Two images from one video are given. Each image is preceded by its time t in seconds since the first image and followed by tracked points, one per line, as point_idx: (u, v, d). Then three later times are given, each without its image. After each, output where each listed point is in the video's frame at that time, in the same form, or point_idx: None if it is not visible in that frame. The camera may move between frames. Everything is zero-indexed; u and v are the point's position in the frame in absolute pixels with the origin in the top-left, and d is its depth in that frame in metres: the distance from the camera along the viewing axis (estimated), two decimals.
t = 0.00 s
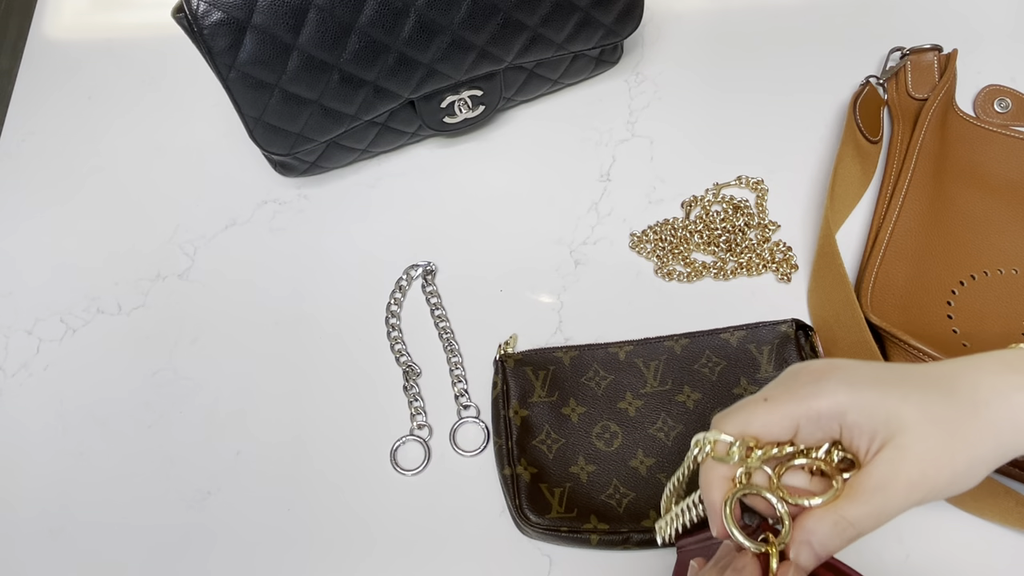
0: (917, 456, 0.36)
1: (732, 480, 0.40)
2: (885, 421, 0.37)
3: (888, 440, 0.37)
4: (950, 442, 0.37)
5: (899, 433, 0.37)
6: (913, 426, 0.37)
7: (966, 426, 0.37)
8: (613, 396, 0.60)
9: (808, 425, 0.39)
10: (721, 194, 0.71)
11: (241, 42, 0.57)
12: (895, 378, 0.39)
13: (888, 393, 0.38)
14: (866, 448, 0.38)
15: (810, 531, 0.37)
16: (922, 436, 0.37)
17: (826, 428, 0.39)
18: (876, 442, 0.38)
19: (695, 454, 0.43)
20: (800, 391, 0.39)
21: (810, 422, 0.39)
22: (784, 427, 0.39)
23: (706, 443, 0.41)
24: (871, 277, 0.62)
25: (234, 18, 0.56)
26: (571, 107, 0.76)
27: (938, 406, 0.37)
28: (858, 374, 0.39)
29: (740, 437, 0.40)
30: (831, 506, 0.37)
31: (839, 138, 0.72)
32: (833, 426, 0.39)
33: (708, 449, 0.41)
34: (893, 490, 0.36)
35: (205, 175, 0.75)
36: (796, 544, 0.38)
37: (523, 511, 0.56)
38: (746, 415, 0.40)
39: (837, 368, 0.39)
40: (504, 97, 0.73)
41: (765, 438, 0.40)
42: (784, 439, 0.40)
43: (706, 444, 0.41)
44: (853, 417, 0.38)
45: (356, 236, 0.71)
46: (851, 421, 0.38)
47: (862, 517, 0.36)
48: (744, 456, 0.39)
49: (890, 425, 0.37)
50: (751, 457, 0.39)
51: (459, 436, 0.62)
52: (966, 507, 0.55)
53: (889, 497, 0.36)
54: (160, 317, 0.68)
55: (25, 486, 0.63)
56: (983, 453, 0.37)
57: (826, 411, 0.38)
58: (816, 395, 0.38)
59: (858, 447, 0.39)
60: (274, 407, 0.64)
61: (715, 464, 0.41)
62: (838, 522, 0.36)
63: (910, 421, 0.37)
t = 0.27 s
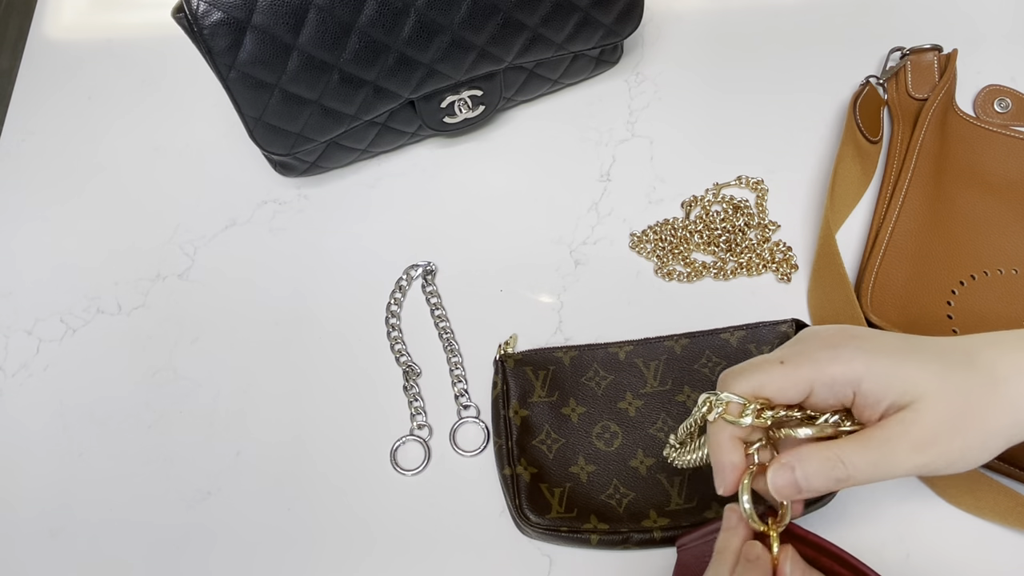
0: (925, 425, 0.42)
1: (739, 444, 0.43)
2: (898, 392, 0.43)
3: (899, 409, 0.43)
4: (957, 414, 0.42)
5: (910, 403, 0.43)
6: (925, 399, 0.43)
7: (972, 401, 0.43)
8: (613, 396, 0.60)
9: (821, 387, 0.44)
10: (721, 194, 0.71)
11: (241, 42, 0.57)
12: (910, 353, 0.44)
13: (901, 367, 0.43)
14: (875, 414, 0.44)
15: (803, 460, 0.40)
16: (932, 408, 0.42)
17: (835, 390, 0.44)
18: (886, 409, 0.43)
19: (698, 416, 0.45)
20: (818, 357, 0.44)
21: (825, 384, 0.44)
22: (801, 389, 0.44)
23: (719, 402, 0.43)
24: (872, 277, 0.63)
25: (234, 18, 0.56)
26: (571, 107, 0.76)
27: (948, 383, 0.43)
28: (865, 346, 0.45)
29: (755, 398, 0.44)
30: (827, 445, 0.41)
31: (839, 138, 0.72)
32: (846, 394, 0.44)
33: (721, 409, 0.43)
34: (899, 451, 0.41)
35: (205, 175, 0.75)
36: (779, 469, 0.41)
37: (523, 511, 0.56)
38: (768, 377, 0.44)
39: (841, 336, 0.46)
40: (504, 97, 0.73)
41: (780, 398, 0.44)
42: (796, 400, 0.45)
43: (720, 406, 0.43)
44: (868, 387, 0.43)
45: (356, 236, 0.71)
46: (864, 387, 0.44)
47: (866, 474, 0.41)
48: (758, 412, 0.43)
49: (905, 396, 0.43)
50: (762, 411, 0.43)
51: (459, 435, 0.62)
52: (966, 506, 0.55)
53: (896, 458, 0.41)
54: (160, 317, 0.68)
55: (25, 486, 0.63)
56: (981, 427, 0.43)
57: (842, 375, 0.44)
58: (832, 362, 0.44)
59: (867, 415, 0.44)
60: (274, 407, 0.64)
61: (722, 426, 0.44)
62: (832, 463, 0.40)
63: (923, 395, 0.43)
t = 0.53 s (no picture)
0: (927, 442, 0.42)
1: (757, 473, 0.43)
2: (904, 406, 0.42)
3: (904, 423, 0.42)
4: (960, 431, 0.42)
5: (915, 419, 0.42)
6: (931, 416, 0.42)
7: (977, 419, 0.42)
8: (613, 396, 0.60)
9: (837, 406, 0.42)
10: (721, 194, 0.71)
11: (241, 42, 0.57)
12: (921, 365, 0.44)
13: (912, 382, 0.42)
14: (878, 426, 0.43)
15: (798, 474, 0.42)
16: (937, 425, 0.42)
17: (846, 407, 0.43)
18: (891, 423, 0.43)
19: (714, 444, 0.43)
20: (834, 373, 0.42)
21: (839, 404, 0.42)
22: (818, 413, 0.42)
23: (743, 438, 0.42)
24: (871, 277, 0.63)
25: (234, 18, 0.56)
26: (571, 107, 0.76)
27: (955, 400, 0.42)
28: (878, 358, 0.43)
29: (776, 426, 0.41)
30: (824, 461, 0.42)
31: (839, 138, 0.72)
32: (858, 407, 0.43)
33: (748, 448, 0.41)
34: (896, 468, 0.41)
35: (205, 175, 0.75)
36: (774, 483, 0.42)
37: (523, 511, 0.56)
38: (789, 401, 0.41)
39: (857, 347, 0.44)
40: (504, 97, 0.73)
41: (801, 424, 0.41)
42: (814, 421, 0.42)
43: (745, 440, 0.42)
44: (879, 402, 0.42)
45: (355, 236, 0.71)
46: (874, 402, 0.42)
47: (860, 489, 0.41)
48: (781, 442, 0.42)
49: (910, 412, 0.42)
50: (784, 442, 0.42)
51: (459, 435, 0.62)
52: (966, 507, 0.55)
53: (894, 475, 0.41)
54: (160, 317, 0.68)
55: (25, 486, 0.63)
56: (982, 445, 0.42)
57: (853, 393, 0.42)
58: (847, 378, 0.42)
59: (871, 425, 0.43)
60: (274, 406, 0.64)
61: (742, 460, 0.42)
62: (828, 479, 0.41)
63: (929, 411, 0.42)
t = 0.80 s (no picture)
0: (949, 453, 0.41)
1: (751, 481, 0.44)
2: (918, 416, 0.42)
3: (921, 434, 0.42)
4: (982, 439, 0.41)
5: (932, 429, 0.42)
6: (949, 424, 0.41)
7: (997, 424, 0.41)
8: (613, 396, 0.60)
9: (840, 417, 0.43)
10: (721, 194, 0.71)
11: (241, 42, 0.57)
12: (931, 370, 0.43)
13: (922, 390, 0.42)
14: (894, 437, 0.43)
15: (835, 520, 0.41)
16: (955, 434, 0.41)
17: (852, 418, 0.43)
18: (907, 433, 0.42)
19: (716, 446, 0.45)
20: (838, 383, 0.43)
21: (842, 415, 0.43)
22: (819, 422, 0.43)
23: (738, 438, 0.43)
24: (871, 277, 0.63)
25: (234, 18, 0.56)
26: (571, 107, 0.76)
27: (971, 406, 0.42)
28: (884, 365, 0.44)
29: (772, 437, 0.43)
30: (855, 499, 0.41)
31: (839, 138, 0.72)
32: (867, 417, 0.43)
33: (739, 447, 0.43)
34: (923, 487, 0.40)
35: (205, 175, 0.75)
36: (812, 532, 0.42)
37: (523, 511, 0.56)
38: (786, 412, 0.43)
39: (862, 354, 0.45)
40: (504, 97, 0.73)
41: (801, 433, 0.43)
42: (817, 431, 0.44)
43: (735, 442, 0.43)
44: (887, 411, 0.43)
45: (355, 236, 0.71)
46: (883, 412, 0.43)
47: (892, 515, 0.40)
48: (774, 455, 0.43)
49: (926, 421, 0.42)
50: (781, 453, 0.43)
51: (459, 436, 0.62)
52: (966, 507, 0.55)
53: (922, 495, 0.40)
54: (160, 317, 0.68)
55: (25, 486, 0.63)
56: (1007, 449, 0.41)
57: (857, 404, 0.43)
58: (851, 388, 0.43)
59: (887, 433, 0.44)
60: (274, 406, 0.64)
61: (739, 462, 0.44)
62: (862, 515, 0.40)
63: (945, 420, 0.41)
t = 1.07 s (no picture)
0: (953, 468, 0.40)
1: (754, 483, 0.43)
2: (933, 430, 0.40)
3: (931, 445, 0.40)
4: (989, 453, 0.40)
5: (942, 442, 0.40)
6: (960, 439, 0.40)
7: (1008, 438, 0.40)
8: (613, 396, 0.60)
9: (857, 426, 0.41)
10: (721, 194, 0.71)
11: (241, 42, 0.57)
12: (955, 376, 0.40)
13: (943, 405, 0.39)
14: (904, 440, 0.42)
15: (836, 527, 0.41)
16: (964, 450, 0.40)
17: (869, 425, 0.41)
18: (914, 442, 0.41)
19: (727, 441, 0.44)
20: (861, 398, 0.39)
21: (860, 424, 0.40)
22: (839, 434, 0.40)
23: (755, 447, 0.41)
24: (871, 277, 0.63)
25: (234, 18, 0.56)
26: (571, 107, 0.76)
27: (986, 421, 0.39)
28: (910, 374, 0.40)
29: (786, 450, 0.41)
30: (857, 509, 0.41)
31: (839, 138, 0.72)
32: (882, 427, 0.41)
33: (755, 456, 0.42)
34: (924, 502, 0.40)
35: (205, 175, 0.75)
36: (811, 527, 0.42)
37: (523, 511, 0.56)
38: (803, 428, 0.40)
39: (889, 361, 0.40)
40: (504, 97, 0.73)
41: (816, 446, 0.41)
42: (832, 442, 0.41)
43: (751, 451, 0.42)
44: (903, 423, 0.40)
45: (355, 236, 0.71)
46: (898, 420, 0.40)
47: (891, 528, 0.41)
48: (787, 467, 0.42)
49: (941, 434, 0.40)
50: (793, 464, 0.42)
51: (459, 436, 0.62)
52: (965, 507, 0.55)
53: (922, 508, 0.40)
54: (160, 317, 0.68)
55: (25, 485, 0.63)
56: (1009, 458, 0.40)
57: (877, 414, 0.40)
58: (873, 402, 0.40)
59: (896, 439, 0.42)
60: (274, 406, 0.64)
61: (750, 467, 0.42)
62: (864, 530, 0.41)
63: (957, 435, 0.40)
